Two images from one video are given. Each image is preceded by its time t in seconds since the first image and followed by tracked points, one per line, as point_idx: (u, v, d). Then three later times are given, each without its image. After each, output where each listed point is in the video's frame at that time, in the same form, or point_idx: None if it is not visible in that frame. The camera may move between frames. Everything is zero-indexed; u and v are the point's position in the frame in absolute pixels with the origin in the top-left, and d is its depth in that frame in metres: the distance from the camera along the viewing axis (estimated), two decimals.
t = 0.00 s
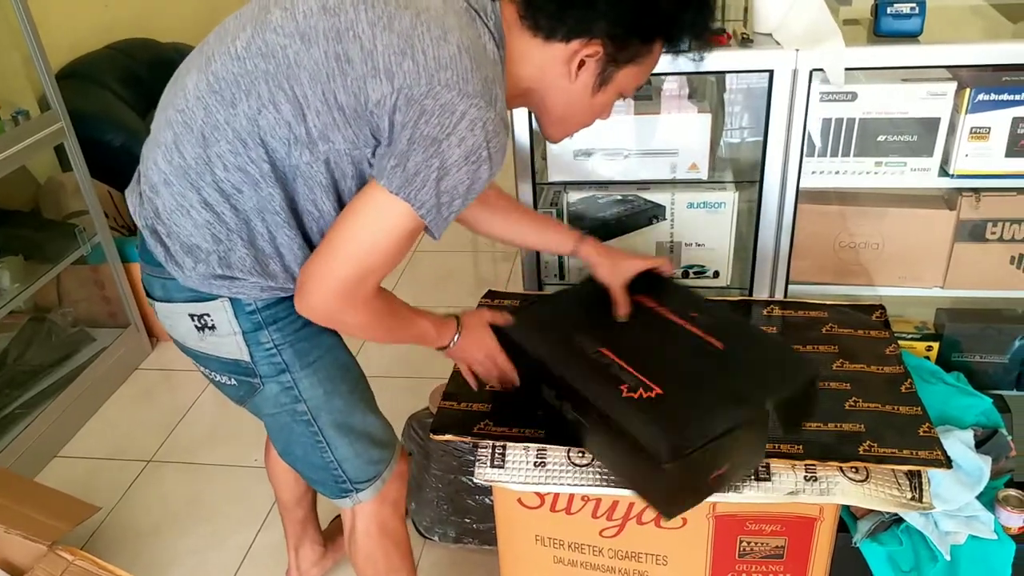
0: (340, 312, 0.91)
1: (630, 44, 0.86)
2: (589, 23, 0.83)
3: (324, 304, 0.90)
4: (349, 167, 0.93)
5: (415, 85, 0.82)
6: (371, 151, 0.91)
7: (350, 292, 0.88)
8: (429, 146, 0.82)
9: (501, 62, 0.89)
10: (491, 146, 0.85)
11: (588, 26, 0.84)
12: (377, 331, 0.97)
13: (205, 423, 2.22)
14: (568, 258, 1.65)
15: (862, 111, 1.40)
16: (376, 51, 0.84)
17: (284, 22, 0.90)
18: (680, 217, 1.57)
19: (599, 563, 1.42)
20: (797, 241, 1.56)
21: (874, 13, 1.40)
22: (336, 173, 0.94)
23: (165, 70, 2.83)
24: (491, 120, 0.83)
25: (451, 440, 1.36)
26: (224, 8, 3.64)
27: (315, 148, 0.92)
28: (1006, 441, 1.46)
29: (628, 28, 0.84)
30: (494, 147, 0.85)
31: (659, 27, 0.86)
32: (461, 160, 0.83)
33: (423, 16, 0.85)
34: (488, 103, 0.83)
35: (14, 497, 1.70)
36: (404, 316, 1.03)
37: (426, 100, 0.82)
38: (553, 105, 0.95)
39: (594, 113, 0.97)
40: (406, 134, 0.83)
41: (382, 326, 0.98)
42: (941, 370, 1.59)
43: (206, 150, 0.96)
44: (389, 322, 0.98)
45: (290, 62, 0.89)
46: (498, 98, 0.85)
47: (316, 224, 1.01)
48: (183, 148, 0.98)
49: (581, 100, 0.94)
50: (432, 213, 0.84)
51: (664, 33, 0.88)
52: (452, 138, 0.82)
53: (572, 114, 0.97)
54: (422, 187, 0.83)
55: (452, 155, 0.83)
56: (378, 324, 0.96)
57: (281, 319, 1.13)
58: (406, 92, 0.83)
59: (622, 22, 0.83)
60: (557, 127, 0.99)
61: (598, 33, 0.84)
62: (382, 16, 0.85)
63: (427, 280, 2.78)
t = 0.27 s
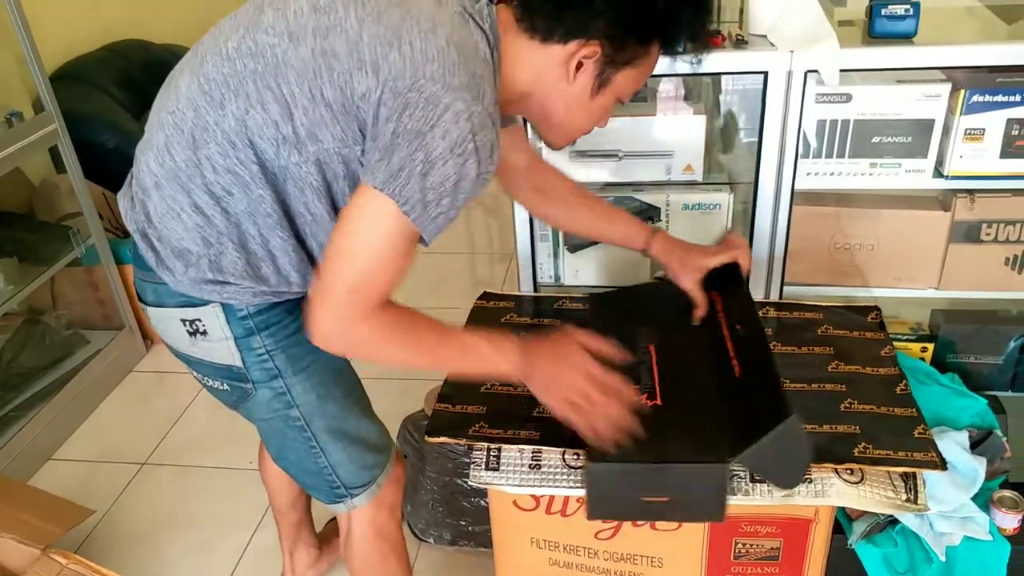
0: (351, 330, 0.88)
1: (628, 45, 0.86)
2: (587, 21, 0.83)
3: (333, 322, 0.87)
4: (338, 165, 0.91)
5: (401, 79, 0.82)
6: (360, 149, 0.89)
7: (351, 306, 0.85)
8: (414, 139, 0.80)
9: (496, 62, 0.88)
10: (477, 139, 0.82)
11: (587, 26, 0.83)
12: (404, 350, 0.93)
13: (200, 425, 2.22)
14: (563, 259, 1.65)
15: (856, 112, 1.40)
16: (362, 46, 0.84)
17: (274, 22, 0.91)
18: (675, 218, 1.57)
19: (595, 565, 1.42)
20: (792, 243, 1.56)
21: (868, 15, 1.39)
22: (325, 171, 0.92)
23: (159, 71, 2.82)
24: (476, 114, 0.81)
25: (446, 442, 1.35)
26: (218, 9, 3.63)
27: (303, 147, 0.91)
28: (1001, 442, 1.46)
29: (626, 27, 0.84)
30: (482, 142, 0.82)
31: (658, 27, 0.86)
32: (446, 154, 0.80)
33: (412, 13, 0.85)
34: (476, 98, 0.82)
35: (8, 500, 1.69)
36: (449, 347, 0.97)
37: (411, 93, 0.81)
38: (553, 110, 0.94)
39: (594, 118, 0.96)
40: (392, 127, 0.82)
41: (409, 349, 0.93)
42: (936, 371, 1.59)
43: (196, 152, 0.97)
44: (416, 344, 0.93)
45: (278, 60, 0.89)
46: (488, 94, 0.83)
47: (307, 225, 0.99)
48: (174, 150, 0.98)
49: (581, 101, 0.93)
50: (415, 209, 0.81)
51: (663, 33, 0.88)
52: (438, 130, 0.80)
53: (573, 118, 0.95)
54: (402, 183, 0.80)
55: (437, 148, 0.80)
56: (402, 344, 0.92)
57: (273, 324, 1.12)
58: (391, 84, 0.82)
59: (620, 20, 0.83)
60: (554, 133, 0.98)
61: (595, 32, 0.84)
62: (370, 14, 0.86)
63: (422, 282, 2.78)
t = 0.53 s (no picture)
0: (381, 359, 0.87)
1: (618, 52, 0.85)
2: (575, 29, 0.82)
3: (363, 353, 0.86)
4: (321, 176, 0.92)
5: (382, 89, 0.82)
6: (342, 160, 0.90)
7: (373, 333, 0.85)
8: (403, 153, 0.79)
9: (483, 71, 0.87)
10: (471, 144, 0.81)
11: (576, 32, 0.82)
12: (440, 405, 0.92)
13: (192, 430, 2.21)
14: (554, 263, 1.65)
15: (847, 115, 1.40)
16: (343, 56, 0.85)
17: (256, 31, 0.91)
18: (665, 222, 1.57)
19: (586, 569, 1.41)
20: (783, 246, 1.56)
21: (858, 18, 1.39)
22: (308, 184, 0.94)
23: (151, 74, 2.81)
24: (464, 122, 0.80)
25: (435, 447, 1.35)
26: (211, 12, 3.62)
27: (285, 158, 0.92)
28: (992, 445, 1.46)
29: (615, 34, 0.82)
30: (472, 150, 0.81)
31: (648, 34, 0.84)
32: (440, 164, 0.79)
33: (394, 22, 0.85)
34: (460, 105, 0.80)
35: None
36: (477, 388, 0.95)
37: (395, 105, 0.80)
38: (542, 119, 0.93)
39: (586, 128, 0.95)
40: (374, 139, 0.82)
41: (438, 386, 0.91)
42: (928, 374, 1.58)
43: (178, 162, 0.97)
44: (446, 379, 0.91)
45: (259, 71, 0.90)
46: (473, 102, 0.82)
47: (292, 234, 1.00)
48: (157, 160, 0.99)
49: (571, 111, 0.91)
50: (413, 222, 0.80)
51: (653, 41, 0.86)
52: (425, 142, 0.79)
53: (562, 128, 0.94)
54: (399, 196, 0.79)
55: (429, 159, 0.79)
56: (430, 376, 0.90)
57: (257, 334, 1.12)
58: (372, 96, 0.82)
59: (610, 27, 0.82)
60: (544, 140, 0.97)
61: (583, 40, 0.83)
62: (352, 23, 0.86)
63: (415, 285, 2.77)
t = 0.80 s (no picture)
0: (311, 339, 0.89)
1: (603, 66, 0.84)
2: (561, 40, 0.81)
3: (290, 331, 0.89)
4: (294, 183, 0.92)
5: (353, 98, 0.82)
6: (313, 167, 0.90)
7: (308, 317, 0.87)
8: (364, 163, 0.81)
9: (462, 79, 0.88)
10: (433, 164, 0.82)
11: (560, 43, 0.82)
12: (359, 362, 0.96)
13: (184, 431, 2.20)
14: (546, 264, 1.64)
15: (837, 116, 1.40)
16: (315, 63, 0.85)
17: (232, 37, 0.92)
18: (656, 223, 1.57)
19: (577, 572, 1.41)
20: (774, 248, 1.55)
21: (849, 19, 1.39)
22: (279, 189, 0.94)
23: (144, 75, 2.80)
24: (433, 136, 0.81)
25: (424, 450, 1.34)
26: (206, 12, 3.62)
27: (257, 164, 0.92)
28: (984, 446, 1.46)
29: (601, 46, 0.82)
30: (436, 165, 0.82)
31: (635, 48, 0.84)
32: (398, 178, 0.81)
33: (370, 29, 0.85)
34: (432, 119, 0.82)
35: None
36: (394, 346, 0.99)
37: (363, 113, 0.81)
38: (524, 127, 0.93)
39: (569, 138, 0.95)
40: (342, 147, 0.83)
41: (362, 354, 0.95)
42: (919, 376, 1.58)
43: (152, 165, 0.97)
44: (369, 347, 0.95)
45: (230, 75, 0.90)
46: (443, 115, 0.83)
47: (268, 240, 1.01)
48: (132, 163, 0.99)
49: (553, 121, 0.92)
50: (366, 233, 0.83)
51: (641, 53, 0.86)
52: (389, 154, 0.80)
53: (544, 137, 0.94)
54: (354, 209, 0.82)
55: (389, 172, 0.81)
56: (357, 348, 0.94)
57: (235, 340, 1.11)
58: (342, 105, 0.83)
59: (595, 39, 0.81)
60: (529, 151, 0.97)
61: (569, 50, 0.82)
62: (326, 29, 0.86)
63: (409, 286, 2.76)
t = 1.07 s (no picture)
0: (266, 341, 0.90)
1: (576, 67, 0.85)
2: (531, 40, 0.82)
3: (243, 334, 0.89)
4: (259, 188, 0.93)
5: (311, 103, 0.82)
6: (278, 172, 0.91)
7: (264, 321, 0.87)
8: (324, 168, 0.81)
9: (430, 82, 0.89)
10: (396, 167, 0.82)
11: (532, 46, 0.83)
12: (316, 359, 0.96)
13: (173, 435, 2.19)
14: (534, 266, 1.63)
15: (825, 118, 1.39)
16: (274, 69, 0.85)
17: (194, 43, 0.93)
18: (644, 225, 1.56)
19: None
20: (763, 250, 1.54)
21: (836, 20, 1.38)
22: (245, 196, 0.95)
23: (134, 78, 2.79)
24: (395, 139, 0.82)
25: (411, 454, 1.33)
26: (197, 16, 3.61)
27: (221, 170, 0.93)
28: (974, 449, 1.46)
29: (574, 49, 0.83)
30: (398, 169, 0.82)
31: (609, 50, 0.85)
32: (360, 183, 0.81)
33: (331, 32, 0.86)
34: (393, 122, 0.82)
35: None
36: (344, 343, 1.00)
37: (320, 119, 0.81)
38: (496, 125, 0.94)
39: (541, 135, 0.96)
40: (302, 153, 0.82)
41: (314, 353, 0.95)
42: (909, 377, 1.57)
43: (120, 172, 0.97)
44: (323, 346, 0.96)
45: (193, 82, 0.91)
46: (406, 118, 0.83)
47: (236, 247, 1.01)
48: (101, 170, 0.99)
49: (525, 120, 0.93)
50: (329, 239, 0.83)
51: (615, 54, 0.86)
52: (349, 159, 0.80)
53: (517, 134, 0.95)
54: (317, 213, 0.81)
55: (350, 177, 0.81)
56: (311, 348, 0.94)
57: (208, 344, 1.10)
58: (300, 111, 0.83)
59: (566, 40, 0.82)
60: (503, 148, 0.98)
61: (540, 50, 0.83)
62: (287, 33, 0.87)
63: (401, 288, 2.75)
